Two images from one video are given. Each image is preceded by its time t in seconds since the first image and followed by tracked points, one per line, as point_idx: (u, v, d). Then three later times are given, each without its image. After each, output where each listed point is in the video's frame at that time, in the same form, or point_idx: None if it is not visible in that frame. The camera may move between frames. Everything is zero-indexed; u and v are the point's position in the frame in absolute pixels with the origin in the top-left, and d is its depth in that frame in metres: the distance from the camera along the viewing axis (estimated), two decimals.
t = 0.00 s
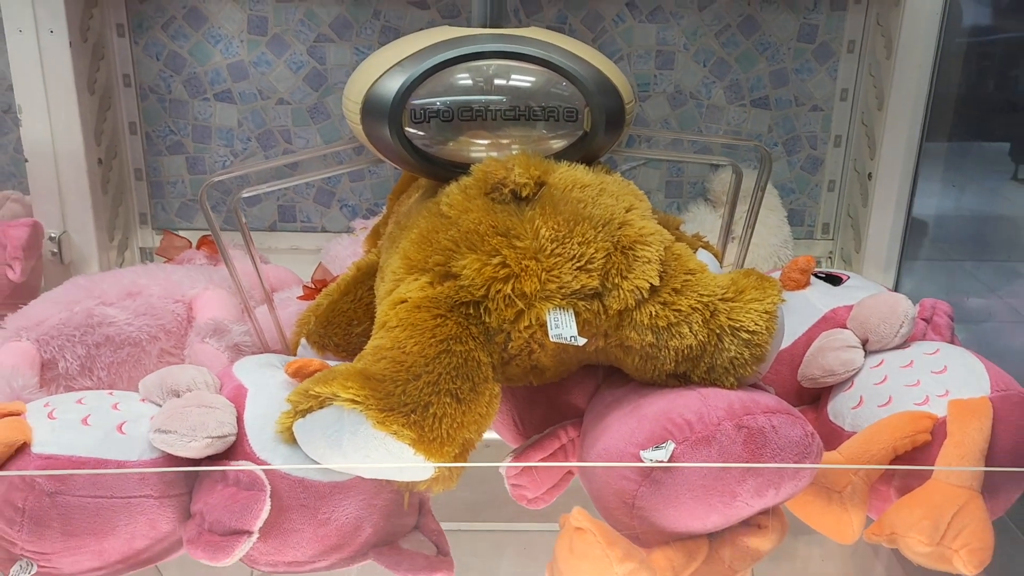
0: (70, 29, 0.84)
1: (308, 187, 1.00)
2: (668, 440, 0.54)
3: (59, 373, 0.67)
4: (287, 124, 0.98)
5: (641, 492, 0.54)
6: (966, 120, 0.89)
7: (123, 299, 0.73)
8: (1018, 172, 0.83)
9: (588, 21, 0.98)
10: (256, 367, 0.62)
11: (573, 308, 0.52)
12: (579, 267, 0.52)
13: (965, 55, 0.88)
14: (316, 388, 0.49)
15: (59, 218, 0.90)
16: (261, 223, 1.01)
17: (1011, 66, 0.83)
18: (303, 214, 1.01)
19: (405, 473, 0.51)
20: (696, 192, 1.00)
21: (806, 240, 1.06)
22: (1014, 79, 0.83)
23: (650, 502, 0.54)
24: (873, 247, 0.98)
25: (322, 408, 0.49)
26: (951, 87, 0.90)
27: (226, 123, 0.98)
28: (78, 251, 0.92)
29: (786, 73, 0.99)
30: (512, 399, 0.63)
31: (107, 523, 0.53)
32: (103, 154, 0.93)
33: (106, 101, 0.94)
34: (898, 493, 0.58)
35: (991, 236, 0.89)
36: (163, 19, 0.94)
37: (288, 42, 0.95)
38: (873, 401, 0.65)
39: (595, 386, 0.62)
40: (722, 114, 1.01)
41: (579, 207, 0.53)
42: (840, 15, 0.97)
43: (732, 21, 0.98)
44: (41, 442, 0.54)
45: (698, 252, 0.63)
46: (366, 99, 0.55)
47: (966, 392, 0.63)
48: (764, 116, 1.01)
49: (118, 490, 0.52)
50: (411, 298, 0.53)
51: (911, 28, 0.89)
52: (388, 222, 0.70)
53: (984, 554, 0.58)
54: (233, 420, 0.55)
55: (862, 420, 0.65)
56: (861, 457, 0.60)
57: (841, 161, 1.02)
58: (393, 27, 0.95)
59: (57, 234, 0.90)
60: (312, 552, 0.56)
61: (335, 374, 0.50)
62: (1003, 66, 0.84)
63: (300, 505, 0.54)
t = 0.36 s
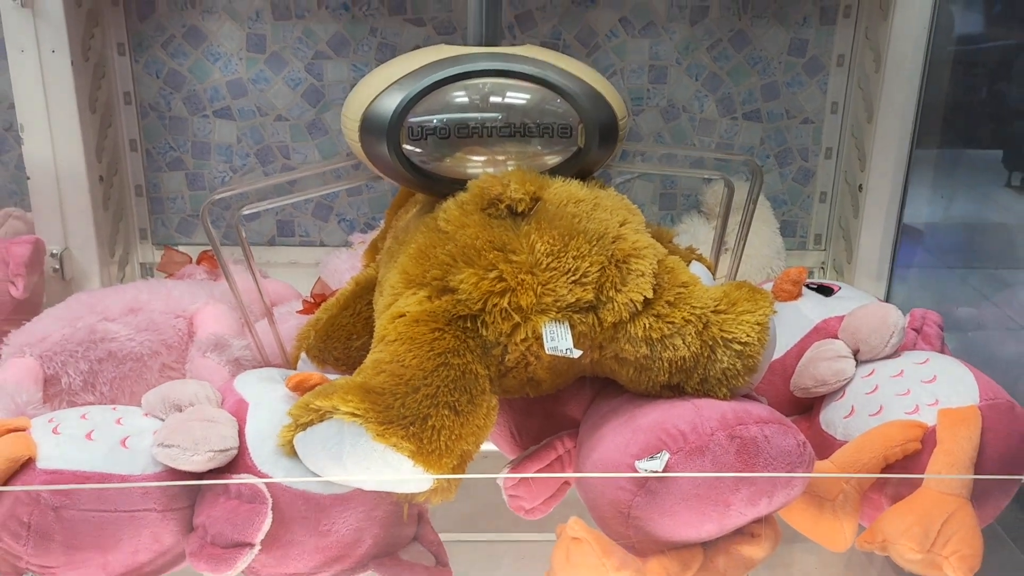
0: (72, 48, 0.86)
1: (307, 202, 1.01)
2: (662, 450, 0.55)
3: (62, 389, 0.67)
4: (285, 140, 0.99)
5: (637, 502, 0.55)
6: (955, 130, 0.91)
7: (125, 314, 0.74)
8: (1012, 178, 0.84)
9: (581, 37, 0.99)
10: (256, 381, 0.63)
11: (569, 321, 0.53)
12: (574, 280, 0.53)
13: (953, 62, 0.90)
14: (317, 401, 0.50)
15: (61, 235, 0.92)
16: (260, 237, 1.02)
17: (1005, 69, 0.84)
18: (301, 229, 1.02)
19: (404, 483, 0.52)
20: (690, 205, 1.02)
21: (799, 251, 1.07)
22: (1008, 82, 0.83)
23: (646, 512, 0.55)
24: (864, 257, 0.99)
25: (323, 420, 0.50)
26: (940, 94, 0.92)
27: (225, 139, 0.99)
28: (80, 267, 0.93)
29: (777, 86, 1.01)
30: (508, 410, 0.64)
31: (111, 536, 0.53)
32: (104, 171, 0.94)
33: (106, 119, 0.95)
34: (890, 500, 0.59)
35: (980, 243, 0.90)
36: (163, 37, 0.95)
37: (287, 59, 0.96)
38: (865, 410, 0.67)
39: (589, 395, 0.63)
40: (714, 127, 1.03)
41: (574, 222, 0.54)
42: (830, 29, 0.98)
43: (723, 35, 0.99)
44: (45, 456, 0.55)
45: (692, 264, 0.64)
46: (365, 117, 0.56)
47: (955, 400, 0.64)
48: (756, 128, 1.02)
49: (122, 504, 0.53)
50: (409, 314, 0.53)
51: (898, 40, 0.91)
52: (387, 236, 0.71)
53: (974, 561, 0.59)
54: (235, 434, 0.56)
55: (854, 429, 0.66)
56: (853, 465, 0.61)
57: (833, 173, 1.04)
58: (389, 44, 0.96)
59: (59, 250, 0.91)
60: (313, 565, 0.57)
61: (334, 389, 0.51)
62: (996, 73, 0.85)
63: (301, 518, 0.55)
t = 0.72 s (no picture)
0: (62, 61, 0.86)
1: (297, 212, 1.01)
2: (646, 462, 0.54)
3: (52, 401, 0.67)
4: (275, 150, 0.99)
5: (623, 513, 0.55)
6: (941, 138, 0.92)
7: (115, 326, 0.74)
8: (1003, 185, 0.87)
9: (570, 47, 0.98)
10: (246, 392, 0.63)
11: (555, 315, 0.52)
12: (562, 274, 0.52)
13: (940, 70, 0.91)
14: (301, 411, 0.50)
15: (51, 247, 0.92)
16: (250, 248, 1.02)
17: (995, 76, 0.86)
18: (293, 239, 1.02)
19: (390, 487, 0.51)
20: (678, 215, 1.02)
21: (788, 259, 1.06)
22: (1000, 87, 0.85)
23: (632, 524, 0.55)
24: (853, 262, 0.99)
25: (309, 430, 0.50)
26: (927, 100, 0.93)
27: (215, 151, 0.99)
28: (70, 279, 0.93)
29: (765, 95, 1.00)
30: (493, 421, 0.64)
31: (102, 549, 0.53)
32: (94, 183, 0.94)
33: (96, 131, 0.95)
34: (880, 506, 0.60)
35: (970, 252, 0.92)
36: (152, 50, 0.94)
37: (276, 71, 0.96)
38: (854, 416, 0.67)
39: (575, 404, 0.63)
40: (702, 136, 1.01)
41: (563, 217, 0.54)
42: (816, 39, 0.98)
43: (710, 45, 0.98)
44: (35, 469, 0.54)
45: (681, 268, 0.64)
46: (355, 107, 0.56)
47: (943, 405, 0.64)
48: (744, 137, 1.02)
49: (113, 516, 0.53)
50: (394, 307, 0.52)
51: (885, 47, 0.91)
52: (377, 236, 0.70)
53: (962, 565, 0.59)
54: (226, 445, 0.56)
55: (843, 435, 0.66)
56: (840, 469, 0.61)
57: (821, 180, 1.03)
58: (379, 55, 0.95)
59: (49, 262, 0.91)
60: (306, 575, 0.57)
61: (317, 398, 0.50)
62: (985, 80, 0.87)
63: (292, 528, 0.55)
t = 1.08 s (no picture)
0: (62, 68, 0.86)
1: (296, 217, 1.00)
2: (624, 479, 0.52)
3: (53, 406, 0.67)
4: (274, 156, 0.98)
5: (609, 533, 0.54)
6: (937, 142, 0.93)
7: (115, 331, 0.74)
8: (997, 190, 0.87)
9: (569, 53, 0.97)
10: (252, 396, 0.62)
11: (549, 271, 0.52)
12: (556, 231, 0.52)
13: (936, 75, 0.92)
14: (293, 398, 0.50)
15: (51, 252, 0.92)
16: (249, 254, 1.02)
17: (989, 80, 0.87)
18: (292, 245, 1.01)
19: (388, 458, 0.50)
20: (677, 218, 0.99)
21: (786, 262, 1.06)
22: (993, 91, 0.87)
23: (621, 539, 0.54)
24: (851, 268, 1.00)
25: (303, 417, 0.50)
26: (921, 106, 0.94)
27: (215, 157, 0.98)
28: (69, 285, 0.93)
29: (761, 101, 0.99)
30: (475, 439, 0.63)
31: (106, 553, 0.53)
32: (94, 189, 0.94)
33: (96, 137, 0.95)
34: (880, 508, 0.60)
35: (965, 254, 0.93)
36: (152, 56, 0.94)
37: (275, 77, 0.95)
38: (853, 419, 0.67)
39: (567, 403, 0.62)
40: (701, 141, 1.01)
41: (560, 178, 0.54)
42: (813, 44, 0.97)
43: (708, 50, 0.97)
44: (40, 474, 0.54)
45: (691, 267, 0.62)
46: (361, 65, 0.54)
47: (942, 407, 0.65)
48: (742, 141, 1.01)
49: (117, 520, 0.53)
50: (388, 264, 0.52)
51: (881, 52, 0.92)
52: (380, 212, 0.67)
53: (963, 566, 0.60)
54: (229, 449, 0.56)
55: (843, 437, 0.67)
56: (840, 471, 0.61)
57: (818, 185, 1.02)
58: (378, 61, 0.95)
59: (49, 268, 0.91)
60: None
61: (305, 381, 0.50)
62: (981, 84, 0.88)
63: (296, 532, 0.55)
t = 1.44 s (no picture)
0: (61, 68, 0.86)
1: (296, 218, 1.00)
2: (602, 502, 0.52)
3: (53, 408, 0.67)
4: (275, 157, 0.95)
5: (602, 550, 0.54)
6: (940, 142, 0.95)
7: (116, 332, 0.73)
8: (994, 191, 0.91)
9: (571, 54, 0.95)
10: (255, 398, 0.62)
11: (535, 241, 0.53)
12: (541, 202, 0.53)
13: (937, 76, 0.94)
14: (288, 385, 0.51)
15: (51, 253, 0.92)
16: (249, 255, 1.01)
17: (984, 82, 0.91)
18: (292, 246, 1.00)
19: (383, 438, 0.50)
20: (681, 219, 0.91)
21: (788, 263, 1.03)
22: (989, 95, 0.90)
23: (617, 554, 0.54)
24: (853, 269, 0.99)
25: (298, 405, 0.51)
26: (925, 107, 0.95)
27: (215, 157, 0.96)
28: (68, 286, 0.93)
29: (764, 101, 0.97)
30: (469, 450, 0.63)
31: (107, 554, 0.53)
32: (93, 189, 0.94)
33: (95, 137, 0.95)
34: (885, 509, 0.59)
35: (970, 259, 0.95)
36: (152, 56, 0.94)
37: (276, 77, 0.94)
38: (858, 419, 0.67)
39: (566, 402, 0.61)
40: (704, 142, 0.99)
41: (544, 153, 0.55)
42: (815, 44, 0.96)
43: (711, 50, 0.96)
44: (43, 473, 0.54)
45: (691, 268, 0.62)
46: (361, 15, 0.52)
47: (947, 407, 0.65)
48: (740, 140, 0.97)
49: (119, 520, 0.53)
50: (378, 239, 0.53)
51: (884, 52, 0.92)
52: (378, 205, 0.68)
53: (970, 567, 0.59)
54: (233, 449, 0.55)
55: (848, 437, 0.67)
56: (845, 473, 0.61)
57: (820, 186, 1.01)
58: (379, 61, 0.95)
59: (48, 269, 0.91)
60: None
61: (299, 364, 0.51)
62: (980, 86, 0.91)
63: (299, 533, 0.55)
